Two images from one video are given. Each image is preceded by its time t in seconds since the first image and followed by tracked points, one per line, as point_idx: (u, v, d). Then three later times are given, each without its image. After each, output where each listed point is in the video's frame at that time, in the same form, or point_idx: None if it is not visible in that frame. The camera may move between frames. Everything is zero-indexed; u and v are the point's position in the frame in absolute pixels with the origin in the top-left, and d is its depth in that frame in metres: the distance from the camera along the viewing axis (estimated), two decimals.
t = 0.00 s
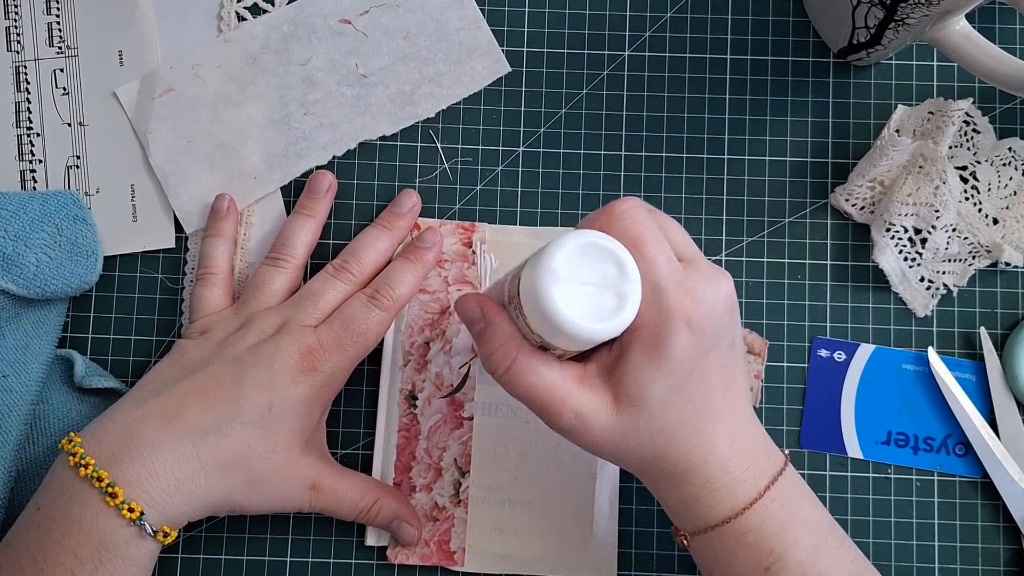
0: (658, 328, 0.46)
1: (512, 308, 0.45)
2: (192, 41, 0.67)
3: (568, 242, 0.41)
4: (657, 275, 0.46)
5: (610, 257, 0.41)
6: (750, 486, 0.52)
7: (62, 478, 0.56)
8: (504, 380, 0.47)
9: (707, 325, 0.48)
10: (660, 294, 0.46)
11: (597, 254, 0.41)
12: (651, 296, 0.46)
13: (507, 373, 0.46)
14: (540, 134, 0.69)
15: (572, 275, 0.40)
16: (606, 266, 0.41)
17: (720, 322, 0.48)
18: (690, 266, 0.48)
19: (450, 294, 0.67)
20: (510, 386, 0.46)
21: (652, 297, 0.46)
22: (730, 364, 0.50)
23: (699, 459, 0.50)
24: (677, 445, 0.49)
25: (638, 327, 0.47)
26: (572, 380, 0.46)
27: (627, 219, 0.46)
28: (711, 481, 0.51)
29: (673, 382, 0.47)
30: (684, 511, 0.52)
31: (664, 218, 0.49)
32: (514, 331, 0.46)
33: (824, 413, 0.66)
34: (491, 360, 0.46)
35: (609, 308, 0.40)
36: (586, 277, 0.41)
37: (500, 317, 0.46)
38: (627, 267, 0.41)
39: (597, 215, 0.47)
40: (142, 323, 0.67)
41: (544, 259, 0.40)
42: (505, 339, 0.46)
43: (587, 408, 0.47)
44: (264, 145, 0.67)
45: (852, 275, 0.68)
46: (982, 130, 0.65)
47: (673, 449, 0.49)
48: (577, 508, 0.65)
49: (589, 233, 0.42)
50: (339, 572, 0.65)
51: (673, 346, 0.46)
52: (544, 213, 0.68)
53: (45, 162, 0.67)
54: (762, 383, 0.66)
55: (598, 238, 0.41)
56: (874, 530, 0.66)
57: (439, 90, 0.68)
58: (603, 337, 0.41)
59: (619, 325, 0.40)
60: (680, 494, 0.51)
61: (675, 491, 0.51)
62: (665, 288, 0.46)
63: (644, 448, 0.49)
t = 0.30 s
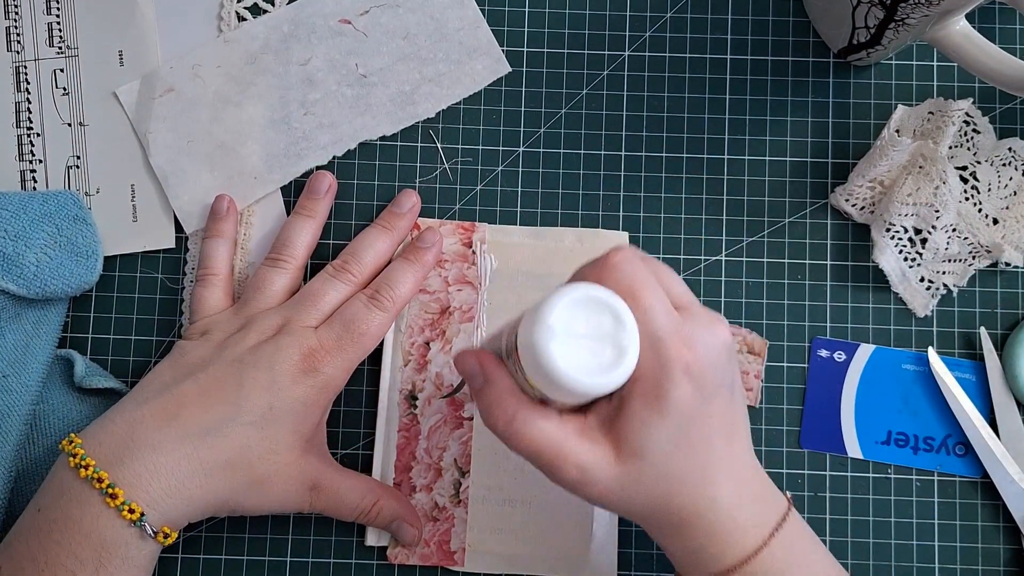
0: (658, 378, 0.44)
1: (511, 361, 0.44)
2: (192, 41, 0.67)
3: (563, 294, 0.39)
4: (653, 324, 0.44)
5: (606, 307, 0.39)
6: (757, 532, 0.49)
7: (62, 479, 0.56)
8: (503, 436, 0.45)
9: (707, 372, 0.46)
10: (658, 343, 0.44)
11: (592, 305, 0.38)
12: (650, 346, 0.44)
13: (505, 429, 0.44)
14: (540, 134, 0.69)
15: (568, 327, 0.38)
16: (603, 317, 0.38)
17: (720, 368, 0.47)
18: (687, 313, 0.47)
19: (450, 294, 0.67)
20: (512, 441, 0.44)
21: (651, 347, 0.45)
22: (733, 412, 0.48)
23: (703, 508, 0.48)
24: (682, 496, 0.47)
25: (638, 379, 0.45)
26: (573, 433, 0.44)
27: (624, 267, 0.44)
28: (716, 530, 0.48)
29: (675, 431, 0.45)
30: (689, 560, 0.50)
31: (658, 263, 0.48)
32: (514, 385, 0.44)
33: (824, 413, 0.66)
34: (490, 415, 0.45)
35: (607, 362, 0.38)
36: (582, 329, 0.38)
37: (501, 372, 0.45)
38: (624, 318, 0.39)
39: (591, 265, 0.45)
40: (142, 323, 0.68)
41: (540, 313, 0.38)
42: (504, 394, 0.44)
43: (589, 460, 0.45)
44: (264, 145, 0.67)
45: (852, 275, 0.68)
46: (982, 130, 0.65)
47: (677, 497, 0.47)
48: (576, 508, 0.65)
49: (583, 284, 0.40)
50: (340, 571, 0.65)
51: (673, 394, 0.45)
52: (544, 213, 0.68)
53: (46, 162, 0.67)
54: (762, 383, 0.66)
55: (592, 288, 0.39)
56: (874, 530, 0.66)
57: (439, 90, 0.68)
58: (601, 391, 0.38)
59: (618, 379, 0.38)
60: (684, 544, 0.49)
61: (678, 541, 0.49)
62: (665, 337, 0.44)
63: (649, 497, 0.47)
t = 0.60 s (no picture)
0: (656, 411, 0.46)
1: (508, 390, 0.46)
2: (192, 41, 0.67)
3: (562, 329, 0.40)
4: (654, 355, 0.46)
5: (605, 341, 0.40)
6: (754, 560, 0.49)
7: (62, 479, 0.56)
8: (502, 463, 0.47)
9: (706, 403, 0.47)
10: (657, 374, 0.46)
11: (592, 340, 0.40)
12: (650, 378, 0.46)
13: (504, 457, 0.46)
14: (540, 133, 0.69)
15: (569, 363, 0.40)
16: (601, 351, 0.40)
17: (718, 399, 0.48)
18: (686, 344, 0.48)
19: (450, 294, 0.67)
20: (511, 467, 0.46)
21: (648, 381, 0.46)
22: (732, 442, 0.49)
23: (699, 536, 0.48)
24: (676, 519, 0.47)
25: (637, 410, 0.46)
26: (568, 459, 0.46)
27: (623, 300, 0.47)
28: (710, 556, 0.48)
29: (670, 462, 0.46)
30: None
31: (660, 294, 0.49)
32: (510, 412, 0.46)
33: (824, 413, 0.66)
34: (489, 443, 0.47)
35: (606, 397, 0.40)
36: (582, 364, 0.40)
37: (498, 403, 0.47)
38: (623, 351, 0.41)
39: (593, 295, 0.48)
40: (142, 323, 0.68)
41: (541, 349, 0.40)
42: (501, 423, 0.46)
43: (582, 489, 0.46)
44: (264, 145, 0.67)
45: (852, 275, 0.68)
46: (982, 129, 0.65)
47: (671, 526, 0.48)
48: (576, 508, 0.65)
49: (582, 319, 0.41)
50: (339, 572, 0.65)
51: (669, 426, 0.46)
52: (544, 213, 0.68)
53: (45, 162, 0.67)
54: (762, 383, 0.66)
55: (592, 323, 0.41)
56: (874, 530, 0.66)
57: (439, 90, 0.68)
58: (601, 425, 0.40)
59: (617, 413, 0.40)
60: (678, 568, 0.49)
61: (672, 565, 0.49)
62: (665, 368, 0.46)
63: (644, 524, 0.47)
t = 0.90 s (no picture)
0: (633, 460, 0.45)
1: (483, 452, 0.44)
2: (192, 42, 0.68)
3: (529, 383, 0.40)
4: (624, 403, 0.45)
5: (572, 392, 0.40)
6: None
7: (62, 479, 0.56)
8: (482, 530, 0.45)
9: (682, 443, 0.46)
10: (628, 424, 0.45)
11: (559, 392, 0.40)
12: (621, 427, 0.45)
13: (485, 525, 0.44)
14: (540, 134, 0.69)
15: (537, 418, 0.40)
16: (569, 403, 0.40)
17: (694, 438, 0.47)
18: (656, 387, 0.47)
19: (450, 294, 0.67)
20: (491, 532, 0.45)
21: (621, 429, 0.45)
22: (712, 474, 0.49)
23: (690, 572, 0.48)
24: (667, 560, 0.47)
25: (611, 459, 0.45)
26: (553, 518, 0.45)
27: (589, 350, 0.45)
28: None
29: (655, 507, 0.46)
30: None
31: (626, 336, 0.47)
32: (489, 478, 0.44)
33: (824, 413, 0.66)
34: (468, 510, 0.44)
35: (576, 449, 0.40)
36: (549, 417, 0.40)
37: (474, 465, 0.45)
38: (591, 401, 0.40)
39: (556, 347, 0.45)
40: (142, 323, 0.68)
41: (508, 405, 0.40)
42: (480, 487, 0.44)
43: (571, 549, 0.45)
44: (264, 145, 0.67)
45: (852, 275, 0.68)
46: (982, 130, 0.65)
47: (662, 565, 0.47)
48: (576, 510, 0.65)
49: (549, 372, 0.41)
50: (339, 572, 0.65)
51: (647, 472, 0.45)
52: (544, 213, 0.68)
53: (46, 162, 0.67)
54: (762, 383, 0.67)
55: (558, 376, 0.40)
56: (874, 530, 0.66)
57: (439, 90, 0.68)
58: (573, 478, 0.40)
59: (590, 464, 0.40)
60: None
61: None
62: (636, 416, 0.45)
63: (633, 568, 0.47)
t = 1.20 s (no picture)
0: (646, 497, 0.44)
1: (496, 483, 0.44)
2: (192, 41, 0.68)
3: (545, 420, 0.39)
4: (640, 439, 0.43)
5: (588, 428, 0.39)
6: None
7: (62, 479, 0.56)
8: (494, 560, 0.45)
9: (696, 478, 0.45)
10: (646, 460, 0.44)
11: (575, 429, 0.39)
12: (638, 463, 0.44)
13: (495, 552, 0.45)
14: (540, 134, 0.69)
15: (554, 456, 0.39)
16: (585, 440, 0.39)
17: (708, 473, 0.46)
18: (671, 420, 0.46)
19: (450, 294, 0.67)
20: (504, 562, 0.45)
21: (637, 465, 0.44)
22: (726, 512, 0.47)
23: None
24: None
25: (627, 495, 0.44)
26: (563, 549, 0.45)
27: (604, 383, 0.44)
28: None
29: (666, 545, 0.44)
30: None
31: (643, 369, 0.47)
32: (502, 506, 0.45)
33: (824, 413, 0.66)
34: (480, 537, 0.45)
35: (594, 487, 0.39)
36: (565, 456, 0.39)
37: (486, 494, 0.46)
38: (608, 439, 0.39)
39: (574, 380, 0.45)
40: (142, 323, 0.68)
41: (525, 443, 0.39)
42: (494, 516, 0.45)
43: None
44: (264, 146, 0.67)
45: (852, 275, 0.68)
46: (982, 130, 0.65)
47: None
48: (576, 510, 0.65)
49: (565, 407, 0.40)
50: (339, 572, 0.65)
51: (662, 508, 0.44)
52: (544, 213, 0.68)
53: (45, 162, 0.67)
54: (762, 383, 0.67)
55: (575, 413, 0.39)
56: (874, 530, 0.66)
57: (439, 90, 0.68)
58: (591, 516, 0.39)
59: (606, 503, 0.39)
60: None
61: None
62: (652, 452, 0.44)
63: None
